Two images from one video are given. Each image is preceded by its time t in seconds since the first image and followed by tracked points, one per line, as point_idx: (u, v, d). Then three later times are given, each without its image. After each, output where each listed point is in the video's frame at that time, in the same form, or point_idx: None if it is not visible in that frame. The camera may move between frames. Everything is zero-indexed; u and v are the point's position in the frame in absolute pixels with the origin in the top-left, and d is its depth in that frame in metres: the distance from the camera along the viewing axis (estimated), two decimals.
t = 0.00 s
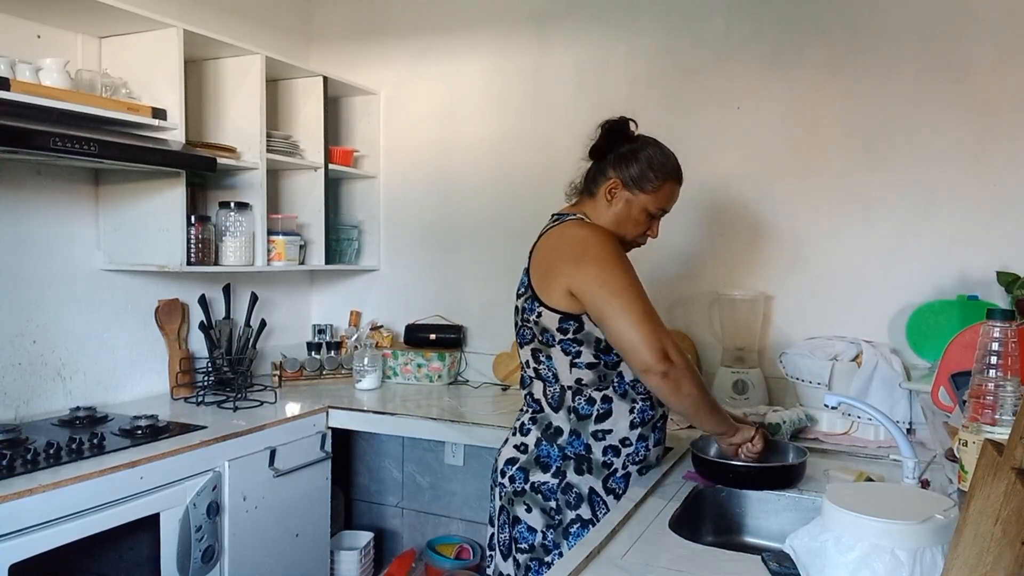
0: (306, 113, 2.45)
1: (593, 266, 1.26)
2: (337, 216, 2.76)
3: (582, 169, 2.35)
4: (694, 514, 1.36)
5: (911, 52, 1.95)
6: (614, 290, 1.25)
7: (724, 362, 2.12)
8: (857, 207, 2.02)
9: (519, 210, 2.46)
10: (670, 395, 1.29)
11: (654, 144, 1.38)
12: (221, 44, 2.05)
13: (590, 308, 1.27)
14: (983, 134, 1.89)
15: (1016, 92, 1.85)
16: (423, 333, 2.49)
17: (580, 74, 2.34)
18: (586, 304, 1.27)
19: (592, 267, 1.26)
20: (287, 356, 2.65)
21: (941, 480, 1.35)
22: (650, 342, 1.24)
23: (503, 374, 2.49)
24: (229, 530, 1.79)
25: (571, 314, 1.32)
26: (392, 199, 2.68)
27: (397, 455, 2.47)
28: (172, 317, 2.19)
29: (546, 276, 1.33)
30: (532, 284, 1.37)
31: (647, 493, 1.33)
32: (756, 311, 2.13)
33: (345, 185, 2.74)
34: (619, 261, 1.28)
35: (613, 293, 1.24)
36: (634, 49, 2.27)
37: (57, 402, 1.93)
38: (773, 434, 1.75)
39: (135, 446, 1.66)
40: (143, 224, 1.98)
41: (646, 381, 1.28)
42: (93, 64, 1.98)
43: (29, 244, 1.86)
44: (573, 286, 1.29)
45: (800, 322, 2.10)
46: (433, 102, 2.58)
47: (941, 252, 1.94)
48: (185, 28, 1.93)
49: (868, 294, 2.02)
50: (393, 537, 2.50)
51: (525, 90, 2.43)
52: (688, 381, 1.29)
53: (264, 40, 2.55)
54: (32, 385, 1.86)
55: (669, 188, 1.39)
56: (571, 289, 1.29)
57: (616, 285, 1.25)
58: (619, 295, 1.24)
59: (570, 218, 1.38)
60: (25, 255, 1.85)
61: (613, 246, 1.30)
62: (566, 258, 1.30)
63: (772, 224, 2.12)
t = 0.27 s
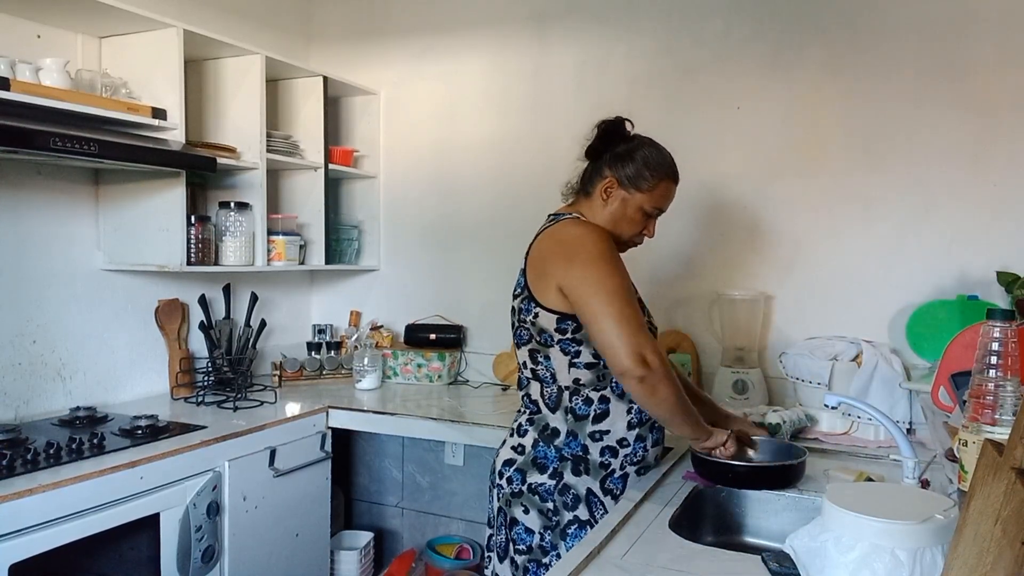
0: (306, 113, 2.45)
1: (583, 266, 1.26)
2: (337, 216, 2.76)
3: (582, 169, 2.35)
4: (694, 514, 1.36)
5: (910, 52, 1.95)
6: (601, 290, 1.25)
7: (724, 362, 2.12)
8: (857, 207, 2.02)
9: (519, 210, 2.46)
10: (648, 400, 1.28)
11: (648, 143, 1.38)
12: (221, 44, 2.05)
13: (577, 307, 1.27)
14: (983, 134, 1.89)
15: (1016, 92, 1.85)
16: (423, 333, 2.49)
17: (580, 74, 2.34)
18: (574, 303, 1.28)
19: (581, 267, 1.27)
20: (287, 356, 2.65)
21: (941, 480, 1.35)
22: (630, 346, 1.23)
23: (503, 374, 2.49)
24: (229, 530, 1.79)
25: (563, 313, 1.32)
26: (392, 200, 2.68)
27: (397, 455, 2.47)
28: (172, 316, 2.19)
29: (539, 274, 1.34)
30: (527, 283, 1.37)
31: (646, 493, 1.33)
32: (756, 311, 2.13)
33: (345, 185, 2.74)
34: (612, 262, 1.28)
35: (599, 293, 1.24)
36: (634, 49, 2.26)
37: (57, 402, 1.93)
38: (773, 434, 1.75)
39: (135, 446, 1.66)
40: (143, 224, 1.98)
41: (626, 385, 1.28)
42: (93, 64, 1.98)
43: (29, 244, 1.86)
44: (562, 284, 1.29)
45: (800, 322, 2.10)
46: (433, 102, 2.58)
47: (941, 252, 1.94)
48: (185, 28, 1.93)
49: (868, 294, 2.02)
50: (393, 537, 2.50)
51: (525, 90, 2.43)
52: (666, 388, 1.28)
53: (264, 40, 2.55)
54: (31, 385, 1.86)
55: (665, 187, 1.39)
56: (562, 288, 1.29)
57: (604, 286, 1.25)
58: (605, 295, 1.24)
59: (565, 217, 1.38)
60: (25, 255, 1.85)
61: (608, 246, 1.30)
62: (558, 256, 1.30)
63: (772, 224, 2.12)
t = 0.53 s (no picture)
0: (306, 113, 2.45)
1: (601, 266, 1.26)
2: (337, 216, 2.76)
3: (582, 169, 2.35)
4: (694, 514, 1.36)
5: (910, 53, 1.95)
6: (620, 290, 1.25)
7: (724, 362, 2.11)
8: (856, 207, 2.02)
9: (519, 210, 2.46)
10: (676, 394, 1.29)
11: (652, 142, 1.38)
12: (221, 44, 2.05)
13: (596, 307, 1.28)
14: (983, 134, 1.89)
15: (1016, 92, 1.85)
16: (423, 333, 2.49)
17: (580, 74, 2.34)
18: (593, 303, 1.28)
19: (598, 268, 1.26)
20: (287, 355, 2.65)
21: (941, 480, 1.35)
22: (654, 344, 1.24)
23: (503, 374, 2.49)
24: (230, 530, 1.79)
25: (578, 309, 1.32)
26: (392, 200, 2.68)
27: (397, 455, 2.47)
28: (172, 316, 2.19)
29: (551, 272, 1.33)
30: (537, 280, 1.37)
31: (648, 493, 1.33)
32: (756, 311, 2.13)
33: (345, 185, 2.74)
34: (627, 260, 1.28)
35: (619, 293, 1.25)
36: (634, 49, 2.26)
37: (57, 402, 1.93)
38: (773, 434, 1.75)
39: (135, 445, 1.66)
40: (143, 224, 1.98)
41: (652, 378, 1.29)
42: (93, 64, 1.98)
43: (29, 243, 1.86)
44: (578, 283, 1.29)
45: (800, 321, 2.10)
46: (433, 101, 2.58)
47: (941, 252, 1.94)
48: (185, 28, 1.93)
49: (868, 294, 2.03)
50: (393, 537, 2.50)
51: (525, 90, 2.43)
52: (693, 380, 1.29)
53: (264, 40, 2.55)
54: (31, 385, 1.86)
55: (670, 185, 1.39)
56: (579, 288, 1.29)
57: (622, 286, 1.25)
58: (625, 295, 1.24)
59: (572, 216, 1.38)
60: (25, 255, 1.85)
61: (620, 245, 1.30)
62: (573, 256, 1.29)
63: (772, 224, 2.12)
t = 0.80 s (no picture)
0: (306, 113, 2.45)
1: (599, 260, 1.26)
2: (337, 216, 2.76)
3: (582, 169, 2.35)
4: (694, 513, 1.36)
5: (910, 53, 1.95)
6: (615, 284, 1.25)
7: (724, 362, 2.12)
8: (856, 207, 2.02)
9: (519, 210, 2.46)
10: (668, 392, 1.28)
11: (657, 142, 1.38)
12: (221, 44, 2.05)
13: (591, 301, 1.28)
14: (983, 134, 1.89)
15: (1016, 92, 1.85)
16: (423, 333, 2.49)
17: (580, 73, 2.34)
18: (588, 298, 1.28)
19: (597, 261, 1.27)
20: (287, 355, 2.65)
21: (941, 480, 1.35)
22: (645, 337, 1.23)
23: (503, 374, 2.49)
24: (229, 530, 1.79)
25: (577, 307, 1.32)
26: (392, 200, 2.68)
27: (398, 455, 2.47)
28: (172, 317, 2.19)
29: (552, 268, 1.34)
30: (539, 278, 1.37)
31: (647, 493, 1.33)
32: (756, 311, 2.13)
33: (345, 185, 2.74)
34: (625, 257, 1.28)
35: (614, 287, 1.25)
36: (635, 49, 2.26)
37: (57, 402, 1.93)
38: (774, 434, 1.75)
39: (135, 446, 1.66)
40: (143, 224, 1.98)
41: (643, 375, 1.28)
42: (93, 64, 1.98)
43: (29, 243, 1.86)
44: (575, 279, 1.29)
45: (800, 321, 2.10)
46: (433, 101, 2.58)
47: (941, 252, 1.94)
48: (185, 28, 1.93)
49: (868, 294, 2.02)
50: (393, 537, 2.50)
51: (525, 89, 2.43)
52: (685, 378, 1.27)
53: (264, 40, 2.55)
54: (31, 385, 1.86)
55: (674, 185, 1.39)
56: (575, 283, 1.30)
57: (617, 280, 1.25)
58: (619, 290, 1.24)
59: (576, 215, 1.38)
60: (25, 255, 1.85)
61: (619, 242, 1.30)
62: (573, 250, 1.30)
63: (772, 224, 2.12)
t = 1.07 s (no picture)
0: (306, 113, 2.45)
1: (581, 259, 1.27)
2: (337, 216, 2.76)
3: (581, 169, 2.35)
4: (694, 514, 1.36)
5: (910, 53, 1.95)
6: (596, 284, 1.25)
7: (724, 362, 2.12)
8: (856, 207, 2.02)
9: (519, 210, 2.46)
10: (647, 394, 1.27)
11: (649, 144, 1.38)
12: (221, 44, 2.05)
13: (573, 302, 1.27)
14: (982, 134, 1.89)
15: (1016, 92, 1.85)
16: (423, 333, 2.49)
17: (580, 73, 2.34)
18: (571, 299, 1.28)
19: (579, 260, 1.27)
20: (287, 355, 2.65)
21: (941, 480, 1.35)
22: (622, 336, 1.23)
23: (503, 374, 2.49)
24: (229, 530, 1.79)
25: (562, 309, 1.32)
26: (392, 200, 2.68)
27: (397, 455, 2.47)
28: (172, 317, 2.19)
29: (538, 268, 1.34)
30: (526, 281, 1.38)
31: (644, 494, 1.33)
32: (756, 311, 2.13)
33: (345, 185, 2.74)
34: (609, 257, 1.28)
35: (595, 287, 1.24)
36: (635, 48, 2.26)
37: (57, 402, 1.93)
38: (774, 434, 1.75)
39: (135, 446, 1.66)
40: (143, 223, 1.98)
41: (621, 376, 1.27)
42: (93, 64, 1.98)
43: (29, 244, 1.86)
44: (558, 280, 1.30)
45: (800, 321, 2.10)
46: (433, 101, 2.58)
47: (941, 252, 1.94)
48: (185, 28, 1.93)
49: (868, 294, 2.03)
50: (393, 537, 2.50)
51: (525, 89, 2.43)
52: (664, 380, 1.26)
53: (264, 40, 2.55)
54: (31, 385, 1.86)
55: (665, 187, 1.39)
56: (558, 284, 1.30)
57: (599, 280, 1.25)
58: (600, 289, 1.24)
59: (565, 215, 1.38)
60: (25, 255, 1.85)
61: (604, 243, 1.30)
62: (557, 251, 1.31)
63: (771, 224, 2.12)
